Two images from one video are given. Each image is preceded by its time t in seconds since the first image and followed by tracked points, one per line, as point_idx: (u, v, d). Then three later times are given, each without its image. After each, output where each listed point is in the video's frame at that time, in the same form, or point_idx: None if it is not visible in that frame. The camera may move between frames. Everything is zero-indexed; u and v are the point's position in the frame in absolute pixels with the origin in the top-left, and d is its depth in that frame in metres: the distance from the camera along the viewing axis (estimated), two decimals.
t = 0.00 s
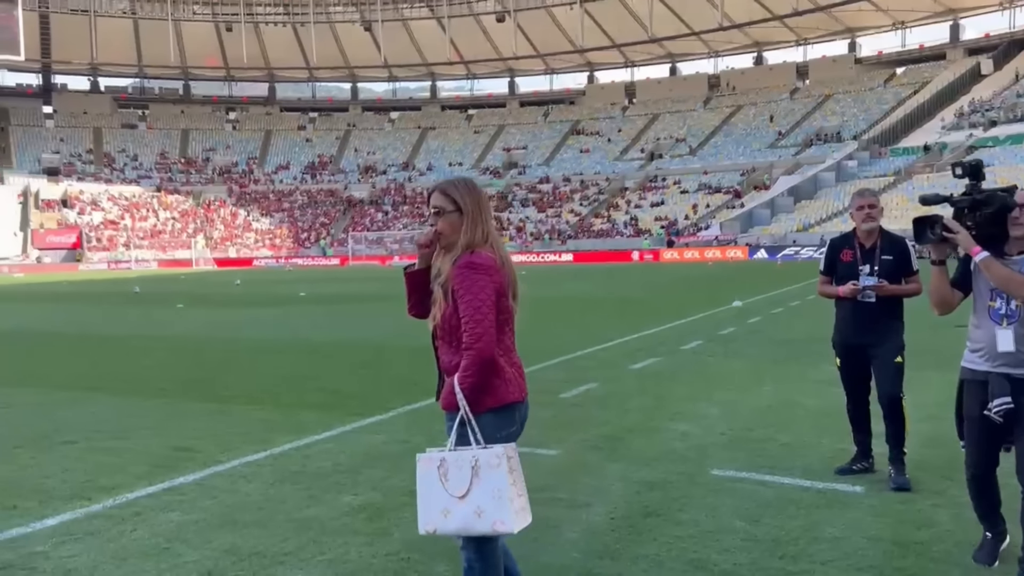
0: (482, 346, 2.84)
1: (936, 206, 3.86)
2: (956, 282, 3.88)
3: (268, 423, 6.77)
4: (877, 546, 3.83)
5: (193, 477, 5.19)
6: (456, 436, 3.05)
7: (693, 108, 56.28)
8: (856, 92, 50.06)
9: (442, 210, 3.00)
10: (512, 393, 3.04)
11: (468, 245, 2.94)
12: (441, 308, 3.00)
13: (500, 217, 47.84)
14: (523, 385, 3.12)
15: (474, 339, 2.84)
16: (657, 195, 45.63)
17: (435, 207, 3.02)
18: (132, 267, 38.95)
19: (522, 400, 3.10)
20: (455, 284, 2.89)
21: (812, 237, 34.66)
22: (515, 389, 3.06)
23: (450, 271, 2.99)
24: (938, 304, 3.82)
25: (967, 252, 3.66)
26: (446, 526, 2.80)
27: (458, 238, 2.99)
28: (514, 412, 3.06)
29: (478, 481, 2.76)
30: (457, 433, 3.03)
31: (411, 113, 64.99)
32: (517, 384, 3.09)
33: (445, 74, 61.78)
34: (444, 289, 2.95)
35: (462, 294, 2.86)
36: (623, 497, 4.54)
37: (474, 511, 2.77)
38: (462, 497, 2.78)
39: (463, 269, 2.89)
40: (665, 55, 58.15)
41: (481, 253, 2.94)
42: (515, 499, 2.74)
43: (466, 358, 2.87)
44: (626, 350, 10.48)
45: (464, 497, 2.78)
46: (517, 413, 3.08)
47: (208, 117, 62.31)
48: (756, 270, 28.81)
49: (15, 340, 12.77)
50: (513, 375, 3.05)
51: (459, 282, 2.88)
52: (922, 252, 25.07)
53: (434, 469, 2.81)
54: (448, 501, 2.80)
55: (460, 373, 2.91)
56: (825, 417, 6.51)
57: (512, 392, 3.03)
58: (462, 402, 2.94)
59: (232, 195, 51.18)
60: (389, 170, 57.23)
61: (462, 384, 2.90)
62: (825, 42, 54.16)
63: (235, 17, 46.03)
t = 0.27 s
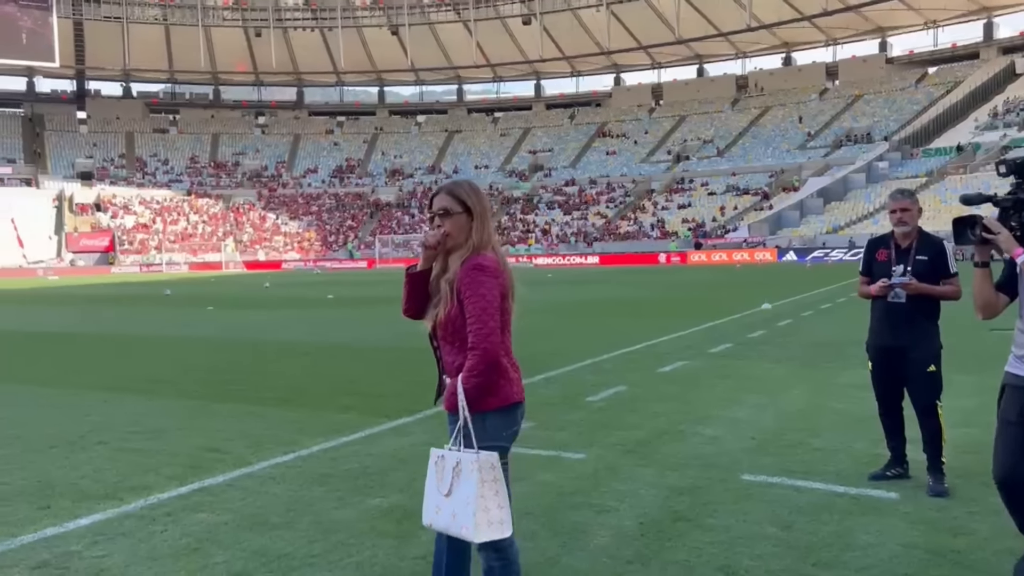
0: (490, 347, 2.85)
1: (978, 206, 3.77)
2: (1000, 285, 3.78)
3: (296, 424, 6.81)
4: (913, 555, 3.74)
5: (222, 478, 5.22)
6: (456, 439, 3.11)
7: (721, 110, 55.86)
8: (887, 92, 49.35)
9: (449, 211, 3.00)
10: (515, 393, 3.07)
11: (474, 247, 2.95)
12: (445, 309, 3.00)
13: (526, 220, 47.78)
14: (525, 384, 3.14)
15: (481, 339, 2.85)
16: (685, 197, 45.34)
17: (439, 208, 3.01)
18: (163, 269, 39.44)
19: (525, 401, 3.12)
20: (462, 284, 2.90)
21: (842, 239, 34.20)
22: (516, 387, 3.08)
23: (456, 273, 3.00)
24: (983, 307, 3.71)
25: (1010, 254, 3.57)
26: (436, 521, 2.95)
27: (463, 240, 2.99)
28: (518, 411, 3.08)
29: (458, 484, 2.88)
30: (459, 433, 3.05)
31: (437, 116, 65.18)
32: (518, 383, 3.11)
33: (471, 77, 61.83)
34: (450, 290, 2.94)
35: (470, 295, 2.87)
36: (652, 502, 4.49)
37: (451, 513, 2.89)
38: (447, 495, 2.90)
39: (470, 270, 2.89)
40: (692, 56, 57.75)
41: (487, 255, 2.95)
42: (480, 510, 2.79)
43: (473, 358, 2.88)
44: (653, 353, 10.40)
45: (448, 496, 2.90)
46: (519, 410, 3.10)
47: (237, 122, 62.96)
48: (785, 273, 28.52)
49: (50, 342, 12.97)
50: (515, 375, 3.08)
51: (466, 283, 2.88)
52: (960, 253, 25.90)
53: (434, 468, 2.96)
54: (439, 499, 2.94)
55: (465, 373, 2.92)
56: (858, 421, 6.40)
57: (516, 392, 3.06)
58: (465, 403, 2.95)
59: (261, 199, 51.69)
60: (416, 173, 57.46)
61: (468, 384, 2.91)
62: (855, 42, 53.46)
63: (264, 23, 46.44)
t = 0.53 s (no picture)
0: (488, 348, 2.86)
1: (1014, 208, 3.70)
2: None
3: (326, 426, 6.83)
4: (951, 563, 3.67)
5: (254, 480, 5.25)
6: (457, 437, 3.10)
7: (748, 110, 55.40)
8: (917, 91, 48.59)
9: (453, 214, 3.01)
10: (512, 393, 3.07)
11: (478, 250, 2.96)
12: (447, 310, 3.01)
13: (551, 221, 47.66)
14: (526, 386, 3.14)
15: (480, 341, 2.86)
16: (711, 199, 45.01)
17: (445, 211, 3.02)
18: (192, 271, 39.80)
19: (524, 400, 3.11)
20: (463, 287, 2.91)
21: (872, 241, 33.71)
22: (515, 387, 3.08)
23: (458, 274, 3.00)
24: None
25: None
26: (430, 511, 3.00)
27: (467, 242, 3.00)
28: (516, 411, 3.07)
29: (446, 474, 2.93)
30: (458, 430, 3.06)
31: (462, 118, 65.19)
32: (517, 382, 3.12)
33: (496, 79, 61.80)
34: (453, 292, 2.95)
35: (472, 297, 2.88)
36: (685, 507, 4.44)
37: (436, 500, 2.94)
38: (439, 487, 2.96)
39: (472, 273, 2.90)
40: (718, 56, 57.27)
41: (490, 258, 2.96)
42: (457, 501, 2.84)
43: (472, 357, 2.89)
44: (682, 356, 10.32)
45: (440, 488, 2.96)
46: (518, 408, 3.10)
47: (265, 125, 63.49)
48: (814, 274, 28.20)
49: (84, 343, 13.15)
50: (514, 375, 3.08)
51: (468, 285, 2.89)
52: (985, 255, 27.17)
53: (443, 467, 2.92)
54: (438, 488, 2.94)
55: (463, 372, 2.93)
56: (894, 426, 6.28)
57: (514, 391, 3.07)
58: (462, 402, 2.97)
59: (288, 201, 52.11)
60: (441, 175, 57.61)
61: (466, 384, 2.92)
62: (884, 41, 52.77)
63: (292, 27, 46.78)
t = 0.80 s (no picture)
0: (493, 347, 2.87)
1: None
2: None
3: (355, 428, 6.85)
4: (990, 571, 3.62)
5: (285, 482, 5.28)
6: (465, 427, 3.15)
7: (770, 110, 55.00)
8: (942, 91, 47.94)
9: (465, 215, 3.02)
10: (520, 391, 3.07)
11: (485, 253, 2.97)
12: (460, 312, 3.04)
13: (572, 223, 47.65)
14: (534, 383, 3.16)
15: (486, 343, 2.87)
16: (733, 200, 44.79)
17: (457, 214, 3.04)
18: (216, 274, 40.12)
19: (533, 398, 3.14)
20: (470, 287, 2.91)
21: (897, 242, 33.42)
22: (524, 386, 3.09)
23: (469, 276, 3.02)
24: None
25: None
26: (434, 503, 3.00)
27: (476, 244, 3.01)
28: (524, 409, 3.09)
29: (464, 471, 2.91)
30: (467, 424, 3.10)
31: (483, 121, 65.18)
32: (527, 382, 3.13)
33: (517, 82, 61.77)
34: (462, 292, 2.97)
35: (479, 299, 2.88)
36: (718, 512, 4.42)
37: (453, 498, 2.93)
38: (449, 480, 2.95)
39: (479, 275, 2.91)
40: (740, 58, 56.85)
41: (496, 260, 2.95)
42: (483, 498, 2.83)
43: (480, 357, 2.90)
44: (708, 359, 10.26)
45: (451, 481, 2.94)
46: (526, 409, 3.12)
47: (288, 129, 63.95)
48: (839, 276, 27.89)
49: (115, 345, 13.31)
50: (523, 375, 3.09)
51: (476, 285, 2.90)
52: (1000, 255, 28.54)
53: (436, 453, 3.01)
54: (440, 482, 2.99)
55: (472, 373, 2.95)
56: (928, 431, 6.20)
57: (522, 389, 3.07)
58: (470, 401, 2.99)
59: (311, 204, 52.41)
60: (461, 177, 57.80)
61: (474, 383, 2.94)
62: (909, 40, 52.15)
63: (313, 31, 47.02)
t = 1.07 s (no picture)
0: (494, 346, 3.04)
1: None
2: None
3: (380, 431, 6.86)
4: None
5: (313, 485, 5.29)
6: (473, 424, 3.33)
7: (787, 112, 54.62)
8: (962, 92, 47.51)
9: (481, 224, 3.25)
10: (525, 393, 3.19)
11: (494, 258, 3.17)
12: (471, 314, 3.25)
13: (588, 225, 47.49)
14: (545, 387, 3.28)
15: (489, 341, 3.05)
16: (751, 202, 44.52)
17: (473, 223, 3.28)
18: (234, 275, 40.27)
19: (544, 401, 3.26)
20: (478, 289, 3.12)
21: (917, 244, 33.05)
22: (531, 390, 3.22)
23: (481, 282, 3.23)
24: None
25: None
26: (452, 500, 3.20)
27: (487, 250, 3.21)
28: (531, 411, 3.23)
29: (482, 468, 3.13)
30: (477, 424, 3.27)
31: (499, 123, 65.19)
32: (535, 386, 3.24)
33: (532, 84, 61.72)
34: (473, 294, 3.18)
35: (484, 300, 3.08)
36: (751, 518, 4.39)
37: (474, 493, 3.14)
38: (467, 478, 3.16)
39: (486, 278, 3.12)
40: (757, 59, 56.55)
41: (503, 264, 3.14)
42: (509, 490, 3.06)
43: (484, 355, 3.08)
44: (731, 362, 10.21)
45: (469, 479, 3.16)
46: (531, 411, 3.23)
47: (304, 131, 64.20)
48: (860, 279, 27.66)
49: (138, 347, 13.40)
50: (527, 379, 3.21)
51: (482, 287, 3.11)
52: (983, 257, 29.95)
53: (449, 454, 3.23)
54: (455, 481, 3.21)
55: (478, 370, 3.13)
56: (959, 436, 6.13)
57: (525, 392, 3.19)
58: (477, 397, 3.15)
59: (327, 206, 52.54)
60: (477, 180, 57.82)
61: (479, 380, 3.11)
62: (928, 41, 51.74)
63: (331, 34, 47.22)
